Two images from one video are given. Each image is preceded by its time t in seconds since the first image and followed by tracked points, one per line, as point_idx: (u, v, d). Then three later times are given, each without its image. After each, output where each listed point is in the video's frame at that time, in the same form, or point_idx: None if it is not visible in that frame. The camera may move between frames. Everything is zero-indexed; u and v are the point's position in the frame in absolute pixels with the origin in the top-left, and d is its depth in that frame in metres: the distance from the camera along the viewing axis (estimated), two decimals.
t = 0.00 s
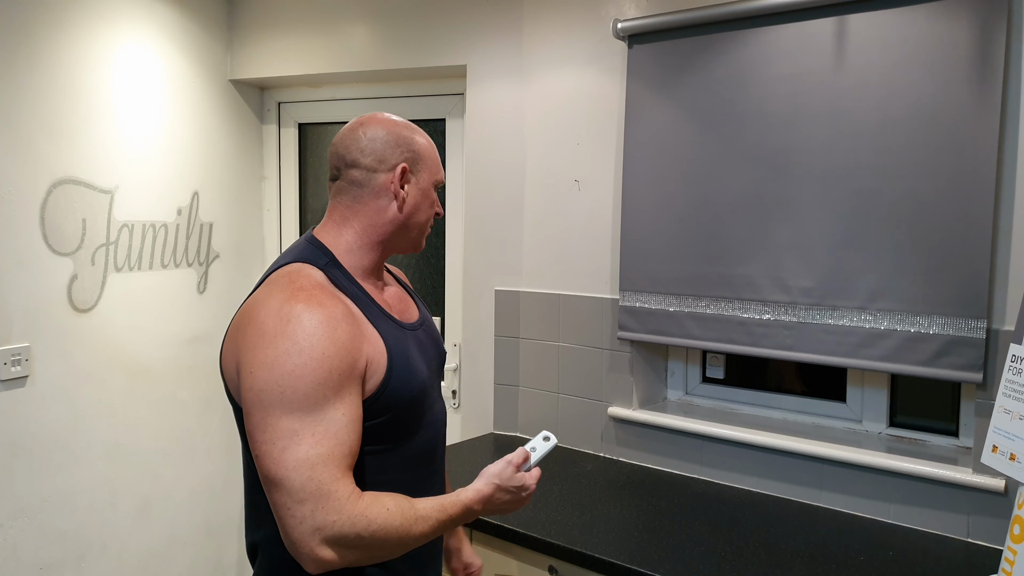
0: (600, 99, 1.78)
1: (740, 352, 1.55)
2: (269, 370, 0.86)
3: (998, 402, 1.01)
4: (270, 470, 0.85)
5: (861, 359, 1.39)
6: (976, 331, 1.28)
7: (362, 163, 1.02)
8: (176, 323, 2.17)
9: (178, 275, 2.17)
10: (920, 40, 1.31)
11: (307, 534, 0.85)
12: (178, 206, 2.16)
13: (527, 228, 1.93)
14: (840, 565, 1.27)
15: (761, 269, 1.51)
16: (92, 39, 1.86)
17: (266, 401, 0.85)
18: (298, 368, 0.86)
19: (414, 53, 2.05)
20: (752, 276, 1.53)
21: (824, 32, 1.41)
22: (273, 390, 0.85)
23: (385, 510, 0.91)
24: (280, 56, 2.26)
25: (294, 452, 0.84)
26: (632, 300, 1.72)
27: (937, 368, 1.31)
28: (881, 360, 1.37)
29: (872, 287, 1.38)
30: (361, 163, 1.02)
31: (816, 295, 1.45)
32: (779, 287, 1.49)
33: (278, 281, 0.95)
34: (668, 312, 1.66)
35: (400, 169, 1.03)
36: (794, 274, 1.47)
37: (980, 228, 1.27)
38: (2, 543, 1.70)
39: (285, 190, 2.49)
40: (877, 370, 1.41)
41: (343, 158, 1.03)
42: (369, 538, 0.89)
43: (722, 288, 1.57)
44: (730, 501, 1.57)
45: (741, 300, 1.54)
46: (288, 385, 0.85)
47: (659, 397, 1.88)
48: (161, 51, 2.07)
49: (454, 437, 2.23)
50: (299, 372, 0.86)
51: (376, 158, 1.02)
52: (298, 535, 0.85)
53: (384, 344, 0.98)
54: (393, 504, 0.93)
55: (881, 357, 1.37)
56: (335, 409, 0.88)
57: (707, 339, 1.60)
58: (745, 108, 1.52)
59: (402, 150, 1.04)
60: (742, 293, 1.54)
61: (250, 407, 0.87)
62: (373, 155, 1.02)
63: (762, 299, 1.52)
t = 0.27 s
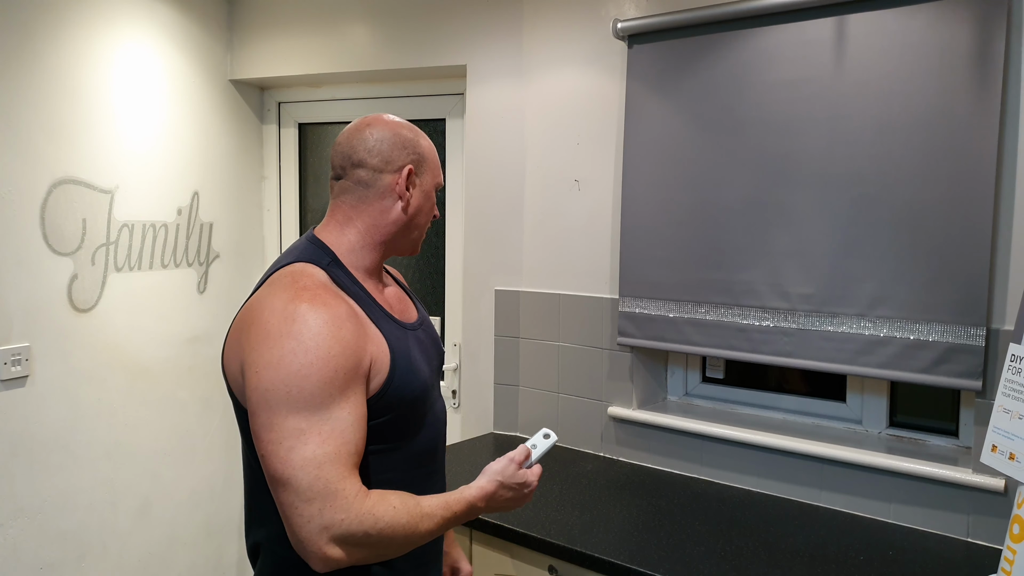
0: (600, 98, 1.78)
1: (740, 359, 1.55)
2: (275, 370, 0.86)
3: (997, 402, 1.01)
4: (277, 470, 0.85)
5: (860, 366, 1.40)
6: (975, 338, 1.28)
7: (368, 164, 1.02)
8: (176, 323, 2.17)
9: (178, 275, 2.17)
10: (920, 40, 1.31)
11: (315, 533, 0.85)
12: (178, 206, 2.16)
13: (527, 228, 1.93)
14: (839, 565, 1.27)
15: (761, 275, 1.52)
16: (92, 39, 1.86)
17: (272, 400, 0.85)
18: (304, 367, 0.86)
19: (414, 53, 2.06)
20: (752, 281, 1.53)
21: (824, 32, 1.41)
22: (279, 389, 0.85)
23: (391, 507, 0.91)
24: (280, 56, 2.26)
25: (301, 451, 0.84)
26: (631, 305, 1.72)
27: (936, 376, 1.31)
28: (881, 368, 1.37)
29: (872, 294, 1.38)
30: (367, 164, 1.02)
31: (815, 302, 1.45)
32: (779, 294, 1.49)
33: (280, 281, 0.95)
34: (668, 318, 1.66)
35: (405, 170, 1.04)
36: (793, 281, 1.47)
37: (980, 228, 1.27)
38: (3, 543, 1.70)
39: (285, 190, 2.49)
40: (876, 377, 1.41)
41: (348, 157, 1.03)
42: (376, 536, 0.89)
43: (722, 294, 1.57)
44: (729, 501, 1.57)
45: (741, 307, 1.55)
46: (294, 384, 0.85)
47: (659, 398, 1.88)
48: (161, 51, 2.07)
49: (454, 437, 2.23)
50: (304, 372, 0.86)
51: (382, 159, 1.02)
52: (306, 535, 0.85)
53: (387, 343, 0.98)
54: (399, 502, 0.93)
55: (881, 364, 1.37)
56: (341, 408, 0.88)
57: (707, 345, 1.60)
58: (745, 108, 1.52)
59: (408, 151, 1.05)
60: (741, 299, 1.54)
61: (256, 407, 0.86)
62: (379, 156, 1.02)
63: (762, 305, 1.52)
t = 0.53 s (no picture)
0: (600, 98, 1.78)
1: (740, 365, 1.56)
2: (277, 369, 0.86)
3: (996, 402, 1.01)
4: (280, 468, 0.85)
5: (860, 373, 1.40)
6: (976, 347, 1.28)
7: (369, 163, 1.02)
8: (176, 323, 2.17)
9: (178, 275, 2.17)
10: (920, 41, 1.31)
11: (319, 531, 0.85)
12: (178, 206, 2.16)
13: (527, 228, 1.93)
14: (839, 565, 1.28)
15: (761, 283, 1.52)
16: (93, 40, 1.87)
17: (275, 399, 0.85)
18: (306, 366, 0.86)
19: (414, 53, 2.06)
20: (751, 289, 1.53)
21: (824, 33, 1.41)
22: (282, 388, 0.85)
23: (394, 505, 0.91)
24: (280, 56, 2.26)
25: (304, 450, 0.84)
26: (630, 311, 1.72)
27: (935, 383, 1.32)
28: (879, 375, 1.38)
29: (871, 301, 1.38)
30: (367, 164, 1.02)
31: (814, 309, 1.45)
32: (779, 301, 1.49)
33: (280, 281, 0.95)
34: (668, 324, 1.66)
35: (405, 170, 1.04)
36: (792, 288, 1.48)
37: (980, 229, 1.27)
38: (2, 543, 1.70)
39: (285, 190, 2.49)
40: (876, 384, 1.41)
41: (349, 157, 1.03)
42: (379, 534, 0.89)
43: (721, 301, 1.57)
44: (729, 501, 1.57)
45: (741, 313, 1.55)
46: (296, 383, 0.85)
47: (659, 398, 1.88)
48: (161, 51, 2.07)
49: (454, 437, 2.23)
50: (307, 370, 0.86)
51: (383, 159, 1.03)
52: (310, 533, 0.85)
53: (388, 342, 0.98)
54: (401, 500, 0.93)
55: (880, 371, 1.37)
56: (343, 407, 0.88)
57: (706, 351, 1.60)
58: (745, 108, 1.52)
59: (408, 151, 1.05)
60: (741, 306, 1.54)
61: (258, 407, 0.86)
62: (379, 156, 1.02)
63: (761, 313, 1.52)
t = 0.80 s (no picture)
0: (600, 98, 1.78)
1: (740, 371, 1.56)
2: (278, 368, 0.86)
3: (996, 402, 1.01)
4: (280, 467, 0.85)
5: (859, 380, 1.40)
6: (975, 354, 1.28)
7: (370, 163, 1.02)
8: (177, 323, 2.17)
9: (178, 275, 2.18)
10: (920, 42, 1.31)
11: (319, 530, 0.85)
12: (179, 206, 2.16)
13: (527, 228, 1.93)
14: (839, 565, 1.28)
15: (761, 290, 1.52)
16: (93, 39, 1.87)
17: (275, 398, 0.85)
18: (306, 365, 0.86)
19: (414, 54, 2.06)
20: (751, 296, 1.53)
21: (824, 34, 1.41)
22: (282, 387, 0.85)
23: (394, 504, 0.92)
24: (280, 56, 2.27)
25: (305, 449, 0.85)
26: (631, 317, 1.73)
27: (934, 391, 1.32)
28: (878, 382, 1.38)
29: (870, 308, 1.39)
30: (368, 164, 1.02)
31: (814, 316, 1.45)
32: (779, 308, 1.50)
33: (281, 280, 0.95)
34: (667, 330, 1.66)
35: (406, 170, 1.04)
36: (792, 288, 1.48)
37: (979, 230, 1.27)
38: (3, 543, 1.70)
39: (285, 190, 2.49)
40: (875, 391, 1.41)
41: (349, 157, 1.03)
42: (379, 533, 0.89)
43: (721, 308, 1.58)
44: (729, 500, 1.57)
45: (741, 320, 1.55)
46: (297, 383, 0.85)
47: (659, 398, 1.88)
48: (162, 51, 2.07)
49: (454, 437, 2.24)
50: (307, 370, 0.86)
51: (384, 159, 1.03)
52: (310, 532, 0.85)
53: (388, 341, 0.98)
54: (401, 499, 0.93)
55: (879, 378, 1.38)
56: (344, 406, 0.88)
57: (705, 357, 1.61)
58: (744, 109, 1.52)
59: (408, 152, 1.05)
60: (741, 313, 1.54)
61: (258, 406, 0.87)
62: (380, 156, 1.03)
63: (762, 320, 1.52)
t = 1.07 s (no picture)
0: (600, 98, 1.78)
1: (740, 378, 1.56)
2: (279, 367, 0.86)
3: (995, 402, 1.02)
4: (281, 466, 0.85)
5: (859, 387, 1.41)
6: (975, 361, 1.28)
7: (371, 163, 1.03)
8: (177, 323, 2.18)
9: (178, 274, 2.18)
10: (920, 43, 1.31)
11: (319, 529, 0.86)
12: (179, 206, 2.16)
13: (527, 228, 1.94)
14: (838, 564, 1.28)
15: (760, 296, 1.52)
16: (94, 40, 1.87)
17: (276, 397, 0.85)
18: (307, 364, 0.86)
19: (415, 54, 2.06)
20: (751, 301, 1.53)
21: (823, 34, 1.42)
22: (283, 387, 0.85)
23: (394, 504, 0.92)
24: (281, 56, 2.27)
25: (305, 448, 0.85)
26: (630, 322, 1.73)
27: (933, 399, 1.33)
28: (878, 389, 1.39)
29: (870, 315, 1.39)
30: (369, 164, 1.03)
31: (814, 322, 1.46)
32: (779, 314, 1.50)
33: (282, 279, 0.95)
34: (668, 336, 1.67)
35: (406, 171, 1.04)
36: (791, 290, 1.48)
37: (979, 231, 1.27)
38: (3, 543, 1.70)
39: (286, 190, 2.49)
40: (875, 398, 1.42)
41: (350, 157, 1.03)
42: (379, 533, 0.90)
43: (721, 314, 1.58)
44: (729, 500, 1.58)
45: (741, 326, 1.55)
46: (298, 382, 0.85)
47: (659, 397, 1.89)
48: (162, 52, 2.08)
49: (454, 437, 2.24)
50: (308, 369, 0.86)
51: (384, 159, 1.03)
52: (310, 531, 0.86)
53: (389, 341, 0.99)
54: (402, 499, 0.93)
55: (879, 385, 1.38)
56: (344, 405, 0.88)
57: (705, 363, 1.61)
58: (744, 110, 1.52)
59: (409, 152, 1.05)
60: (741, 319, 1.55)
61: (259, 405, 0.87)
62: (381, 156, 1.03)
63: (761, 326, 1.52)
